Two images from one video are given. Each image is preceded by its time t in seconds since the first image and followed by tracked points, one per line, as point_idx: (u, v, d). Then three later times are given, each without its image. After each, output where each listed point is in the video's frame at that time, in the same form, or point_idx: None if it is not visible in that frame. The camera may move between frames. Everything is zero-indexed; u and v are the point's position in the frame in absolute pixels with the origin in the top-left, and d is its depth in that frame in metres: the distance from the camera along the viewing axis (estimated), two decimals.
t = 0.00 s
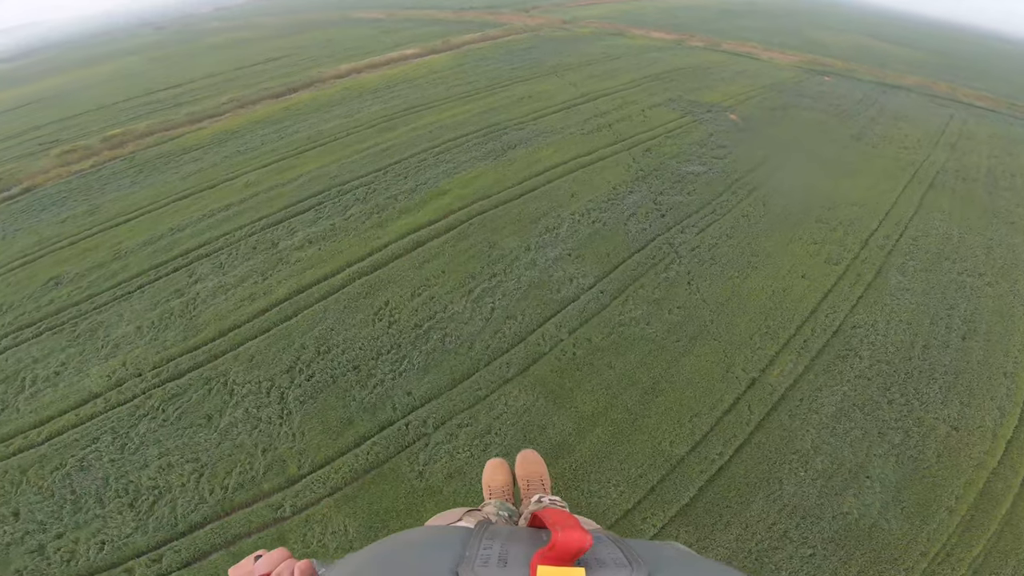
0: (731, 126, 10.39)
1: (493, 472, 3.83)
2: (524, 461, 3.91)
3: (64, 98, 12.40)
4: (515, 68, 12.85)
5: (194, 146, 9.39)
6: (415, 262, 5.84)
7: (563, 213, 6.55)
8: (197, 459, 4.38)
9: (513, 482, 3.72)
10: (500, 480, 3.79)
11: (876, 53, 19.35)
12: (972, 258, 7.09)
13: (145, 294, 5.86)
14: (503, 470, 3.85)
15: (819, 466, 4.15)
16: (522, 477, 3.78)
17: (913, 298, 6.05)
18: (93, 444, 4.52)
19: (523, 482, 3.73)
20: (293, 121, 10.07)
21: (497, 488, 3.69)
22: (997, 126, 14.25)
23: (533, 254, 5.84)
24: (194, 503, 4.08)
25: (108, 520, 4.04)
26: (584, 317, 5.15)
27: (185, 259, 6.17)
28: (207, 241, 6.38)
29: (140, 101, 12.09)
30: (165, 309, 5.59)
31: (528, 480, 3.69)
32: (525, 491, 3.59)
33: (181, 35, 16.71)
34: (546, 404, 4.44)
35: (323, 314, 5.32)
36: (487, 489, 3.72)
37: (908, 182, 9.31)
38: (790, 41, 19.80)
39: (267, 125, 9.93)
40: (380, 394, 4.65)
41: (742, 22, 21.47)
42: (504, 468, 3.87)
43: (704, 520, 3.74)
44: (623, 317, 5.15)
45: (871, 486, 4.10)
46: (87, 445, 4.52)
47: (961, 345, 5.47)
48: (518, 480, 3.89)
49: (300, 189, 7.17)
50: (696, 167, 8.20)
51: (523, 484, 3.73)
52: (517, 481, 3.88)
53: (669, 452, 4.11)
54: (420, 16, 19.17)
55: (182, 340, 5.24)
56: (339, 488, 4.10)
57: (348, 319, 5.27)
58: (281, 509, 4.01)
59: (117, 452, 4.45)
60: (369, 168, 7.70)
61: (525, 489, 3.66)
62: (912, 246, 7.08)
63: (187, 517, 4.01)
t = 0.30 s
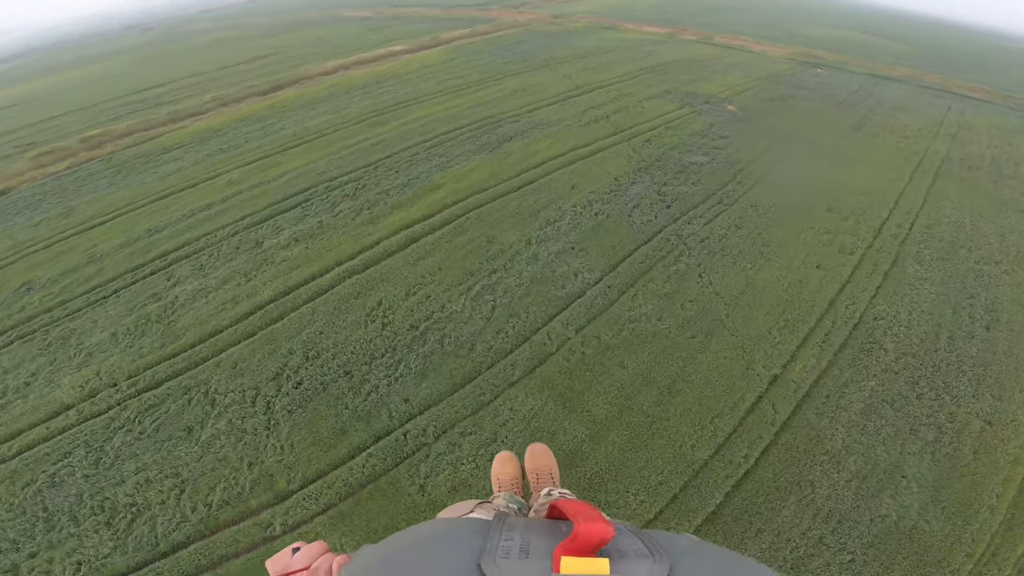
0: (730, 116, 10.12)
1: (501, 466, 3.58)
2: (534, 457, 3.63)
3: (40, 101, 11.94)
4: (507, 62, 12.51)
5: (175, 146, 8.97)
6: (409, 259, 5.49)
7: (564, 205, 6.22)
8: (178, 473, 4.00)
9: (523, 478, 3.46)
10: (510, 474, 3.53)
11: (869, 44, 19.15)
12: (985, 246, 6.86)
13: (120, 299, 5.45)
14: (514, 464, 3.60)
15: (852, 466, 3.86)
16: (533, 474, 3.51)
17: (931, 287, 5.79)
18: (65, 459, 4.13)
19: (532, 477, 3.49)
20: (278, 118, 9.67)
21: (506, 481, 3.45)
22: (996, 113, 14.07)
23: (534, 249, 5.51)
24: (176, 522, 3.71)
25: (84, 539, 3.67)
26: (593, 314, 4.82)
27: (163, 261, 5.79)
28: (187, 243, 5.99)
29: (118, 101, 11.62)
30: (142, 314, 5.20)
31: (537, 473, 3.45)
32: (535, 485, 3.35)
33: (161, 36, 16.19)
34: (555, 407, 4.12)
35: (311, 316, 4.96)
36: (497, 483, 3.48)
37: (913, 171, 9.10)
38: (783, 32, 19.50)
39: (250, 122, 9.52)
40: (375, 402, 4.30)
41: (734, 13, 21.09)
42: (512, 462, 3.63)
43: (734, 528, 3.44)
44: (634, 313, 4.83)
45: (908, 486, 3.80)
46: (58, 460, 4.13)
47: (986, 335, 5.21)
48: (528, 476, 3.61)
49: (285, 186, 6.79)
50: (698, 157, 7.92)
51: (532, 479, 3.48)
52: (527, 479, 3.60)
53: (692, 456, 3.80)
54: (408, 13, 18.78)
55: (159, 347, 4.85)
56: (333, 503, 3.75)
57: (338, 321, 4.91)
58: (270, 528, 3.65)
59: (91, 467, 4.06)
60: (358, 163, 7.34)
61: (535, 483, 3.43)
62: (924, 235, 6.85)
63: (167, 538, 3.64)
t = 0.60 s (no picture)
0: (731, 110, 9.89)
1: (511, 472, 3.31)
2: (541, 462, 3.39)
3: (18, 105, 11.53)
4: (501, 60, 12.23)
5: (158, 148, 8.61)
6: (405, 258, 5.17)
7: (567, 200, 5.93)
8: (157, 491, 3.64)
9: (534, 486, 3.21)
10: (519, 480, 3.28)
11: (864, 38, 19.01)
12: (1001, 237, 6.64)
13: (95, 305, 5.08)
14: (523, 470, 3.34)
15: (891, 469, 3.57)
16: (542, 479, 3.27)
17: (953, 280, 5.54)
18: (33, 476, 3.76)
19: (541, 483, 3.25)
20: (265, 118, 9.34)
21: (515, 488, 3.20)
22: (996, 104, 13.90)
23: (538, 245, 5.21)
24: (155, 544, 3.37)
25: (56, 562, 3.33)
26: (603, 313, 4.50)
27: (140, 265, 5.42)
28: (168, 245, 5.63)
29: (99, 104, 11.22)
30: (118, 321, 4.84)
31: (546, 480, 3.23)
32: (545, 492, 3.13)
33: (145, 39, 15.80)
34: (567, 414, 3.80)
35: (301, 321, 4.62)
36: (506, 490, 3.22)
37: (920, 163, 8.89)
38: (777, 28, 19.36)
39: (237, 123, 9.18)
40: (371, 412, 3.96)
41: (727, 10, 20.94)
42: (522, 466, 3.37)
43: (770, 541, 3.15)
44: (646, 311, 4.52)
45: (952, 489, 3.51)
46: (25, 477, 3.75)
47: (1015, 328, 4.95)
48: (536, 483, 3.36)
49: (273, 185, 6.45)
50: (702, 151, 7.66)
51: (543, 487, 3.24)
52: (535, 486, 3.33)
53: (719, 464, 3.49)
54: (397, 13, 18.49)
55: (136, 356, 4.49)
56: (328, 523, 3.41)
57: (329, 326, 4.56)
58: (259, 551, 3.31)
59: (61, 484, 3.70)
60: (349, 160, 7.01)
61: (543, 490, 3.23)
62: (938, 228, 6.62)
63: (145, 563, 3.29)
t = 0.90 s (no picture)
0: (728, 108, 9.69)
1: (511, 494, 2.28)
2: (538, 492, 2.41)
3: None
4: (493, 60, 11.98)
5: (136, 150, 8.21)
6: (397, 260, 4.84)
7: (568, 197, 5.64)
8: (123, 513, 3.26)
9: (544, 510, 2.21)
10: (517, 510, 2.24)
11: (854, 37, 18.97)
12: (1012, 232, 6.47)
13: (60, 313, 4.68)
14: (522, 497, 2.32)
15: (930, 475, 3.31)
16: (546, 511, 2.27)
17: (970, 276, 5.33)
18: None
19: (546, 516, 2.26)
20: (250, 119, 8.99)
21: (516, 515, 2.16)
22: (989, 102, 13.85)
23: (538, 244, 4.90)
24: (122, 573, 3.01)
25: None
26: (611, 315, 4.20)
27: (111, 269, 5.03)
28: (142, 248, 5.25)
29: (77, 107, 10.79)
30: (85, 330, 4.45)
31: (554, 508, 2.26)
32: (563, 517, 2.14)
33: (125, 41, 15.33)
34: (578, 425, 3.48)
35: (284, 328, 4.26)
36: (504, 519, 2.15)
37: (922, 158, 8.72)
38: (768, 28, 19.27)
39: (220, 125, 8.81)
40: (361, 425, 3.61)
41: (717, 11, 20.86)
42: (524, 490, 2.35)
43: (809, 556, 2.87)
44: (657, 313, 4.22)
45: (998, 494, 3.25)
46: None
47: None
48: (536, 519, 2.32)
49: (256, 185, 6.10)
50: (704, 147, 7.42)
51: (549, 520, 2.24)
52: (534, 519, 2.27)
53: (747, 475, 3.20)
54: (385, 15, 18.20)
55: (103, 367, 4.10)
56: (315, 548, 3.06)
57: (314, 333, 4.21)
58: None
59: (18, 506, 3.32)
60: (337, 159, 6.69)
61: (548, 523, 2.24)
62: (948, 225, 6.45)
63: None
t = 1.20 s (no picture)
0: (724, 106, 9.49)
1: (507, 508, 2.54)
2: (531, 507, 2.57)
3: None
4: (483, 60, 11.71)
5: (109, 151, 7.79)
6: (386, 260, 4.50)
7: (566, 194, 5.36)
8: (79, 537, 2.90)
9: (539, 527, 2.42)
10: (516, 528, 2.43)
11: (843, 39, 18.97)
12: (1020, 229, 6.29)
13: (14, 319, 4.26)
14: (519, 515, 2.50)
15: (972, 480, 3.07)
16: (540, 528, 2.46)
17: (986, 272, 5.12)
18: None
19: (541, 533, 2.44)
20: (230, 119, 8.61)
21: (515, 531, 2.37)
22: (980, 101, 13.83)
23: (537, 242, 4.60)
24: None
25: None
26: (619, 317, 3.90)
27: (74, 272, 4.64)
28: (109, 250, 4.85)
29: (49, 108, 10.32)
30: (42, 337, 4.05)
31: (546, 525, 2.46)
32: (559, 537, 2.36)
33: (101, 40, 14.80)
34: (589, 436, 3.16)
35: (261, 333, 3.90)
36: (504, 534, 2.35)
37: (922, 156, 8.58)
38: (757, 30, 19.22)
39: (199, 125, 8.42)
40: (347, 440, 3.25)
41: (706, 13, 20.78)
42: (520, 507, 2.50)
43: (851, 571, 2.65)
44: (667, 314, 3.91)
45: None
46: None
47: None
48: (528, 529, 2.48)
49: (235, 184, 5.73)
50: (703, 144, 7.19)
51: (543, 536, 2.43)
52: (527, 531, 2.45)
53: (779, 485, 2.94)
54: (372, 15, 17.85)
55: (59, 378, 3.71)
56: None
57: (295, 340, 3.85)
58: None
59: None
60: (322, 157, 6.35)
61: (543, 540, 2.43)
62: (956, 221, 6.27)
63: None
